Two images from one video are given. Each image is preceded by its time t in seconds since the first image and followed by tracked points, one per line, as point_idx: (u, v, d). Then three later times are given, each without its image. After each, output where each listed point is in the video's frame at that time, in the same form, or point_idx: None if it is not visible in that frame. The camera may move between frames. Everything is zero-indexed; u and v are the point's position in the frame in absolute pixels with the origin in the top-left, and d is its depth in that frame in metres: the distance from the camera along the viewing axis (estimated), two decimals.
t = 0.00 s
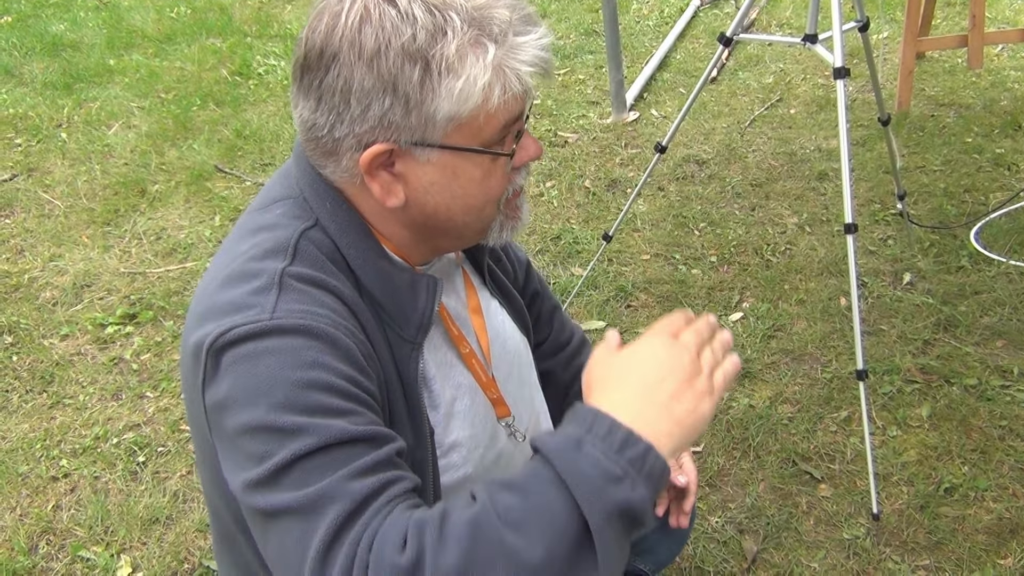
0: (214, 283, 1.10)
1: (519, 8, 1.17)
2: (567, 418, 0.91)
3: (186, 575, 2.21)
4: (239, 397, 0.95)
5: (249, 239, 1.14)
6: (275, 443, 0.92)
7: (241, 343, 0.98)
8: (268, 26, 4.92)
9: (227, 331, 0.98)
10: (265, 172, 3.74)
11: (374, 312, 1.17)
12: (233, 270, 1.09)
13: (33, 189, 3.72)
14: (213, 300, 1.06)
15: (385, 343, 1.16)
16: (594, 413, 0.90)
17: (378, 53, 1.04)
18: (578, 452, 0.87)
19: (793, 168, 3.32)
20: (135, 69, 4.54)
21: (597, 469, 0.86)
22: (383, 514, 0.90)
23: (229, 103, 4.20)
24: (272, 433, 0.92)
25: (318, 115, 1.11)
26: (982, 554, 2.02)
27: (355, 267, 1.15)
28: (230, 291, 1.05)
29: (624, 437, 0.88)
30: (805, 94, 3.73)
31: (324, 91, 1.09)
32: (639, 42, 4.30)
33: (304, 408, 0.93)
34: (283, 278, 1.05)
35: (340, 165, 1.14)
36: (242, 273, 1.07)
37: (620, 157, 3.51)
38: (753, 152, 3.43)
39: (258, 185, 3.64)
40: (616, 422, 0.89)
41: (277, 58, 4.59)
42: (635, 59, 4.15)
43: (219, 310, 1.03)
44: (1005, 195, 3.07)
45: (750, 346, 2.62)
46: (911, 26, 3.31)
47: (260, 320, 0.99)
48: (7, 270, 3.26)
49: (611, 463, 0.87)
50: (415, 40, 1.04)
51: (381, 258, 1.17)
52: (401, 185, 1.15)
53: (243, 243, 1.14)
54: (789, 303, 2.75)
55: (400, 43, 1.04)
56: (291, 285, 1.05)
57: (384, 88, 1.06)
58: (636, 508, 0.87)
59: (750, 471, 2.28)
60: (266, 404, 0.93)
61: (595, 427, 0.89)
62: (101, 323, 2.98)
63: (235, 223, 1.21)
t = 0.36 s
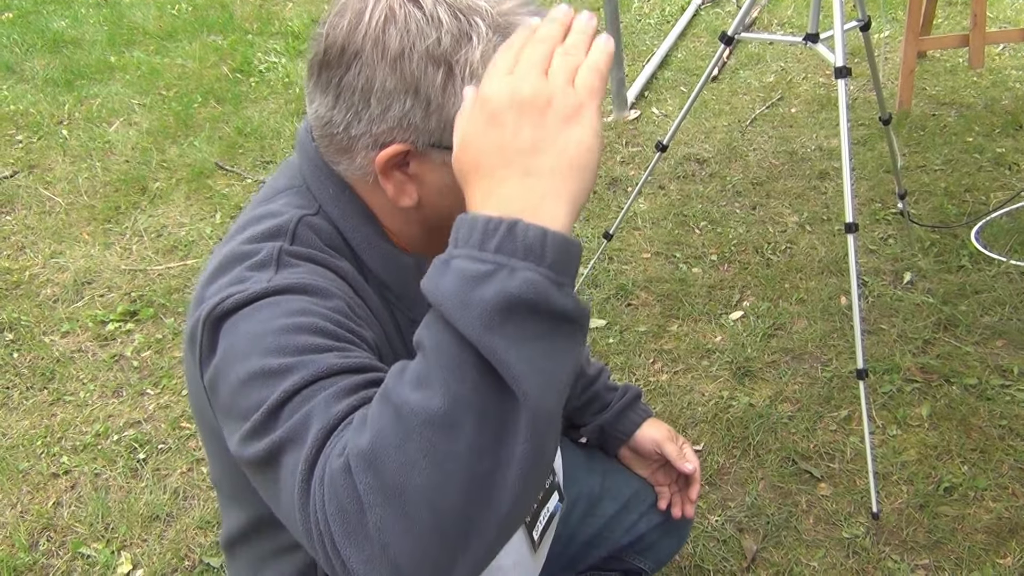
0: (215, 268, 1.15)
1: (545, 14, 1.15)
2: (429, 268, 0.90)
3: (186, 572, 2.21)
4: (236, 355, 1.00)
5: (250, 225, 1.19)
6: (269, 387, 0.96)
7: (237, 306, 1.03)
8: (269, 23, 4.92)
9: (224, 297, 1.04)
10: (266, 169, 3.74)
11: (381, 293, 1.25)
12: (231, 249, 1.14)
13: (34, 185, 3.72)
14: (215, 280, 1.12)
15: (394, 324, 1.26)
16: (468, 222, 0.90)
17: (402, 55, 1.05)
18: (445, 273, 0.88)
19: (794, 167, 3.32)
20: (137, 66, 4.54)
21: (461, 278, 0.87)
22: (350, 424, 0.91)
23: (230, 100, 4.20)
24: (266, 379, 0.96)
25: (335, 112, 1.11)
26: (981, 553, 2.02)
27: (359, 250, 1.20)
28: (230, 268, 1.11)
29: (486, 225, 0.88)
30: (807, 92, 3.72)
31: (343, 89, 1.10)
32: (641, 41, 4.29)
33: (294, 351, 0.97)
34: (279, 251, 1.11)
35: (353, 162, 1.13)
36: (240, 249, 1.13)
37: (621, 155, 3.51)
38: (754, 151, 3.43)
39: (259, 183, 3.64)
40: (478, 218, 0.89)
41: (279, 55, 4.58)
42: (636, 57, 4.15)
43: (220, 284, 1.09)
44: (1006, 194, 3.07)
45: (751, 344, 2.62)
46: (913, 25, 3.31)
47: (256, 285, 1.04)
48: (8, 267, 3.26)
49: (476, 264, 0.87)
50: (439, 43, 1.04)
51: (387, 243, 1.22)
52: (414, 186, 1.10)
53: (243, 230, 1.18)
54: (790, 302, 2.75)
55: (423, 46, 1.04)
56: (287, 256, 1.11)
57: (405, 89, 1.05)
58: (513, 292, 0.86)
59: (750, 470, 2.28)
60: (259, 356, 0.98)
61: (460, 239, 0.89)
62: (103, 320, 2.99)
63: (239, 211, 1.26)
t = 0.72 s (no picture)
0: (221, 277, 1.12)
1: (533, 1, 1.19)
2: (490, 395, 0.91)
3: (185, 571, 2.21)
4: (238, 386, 0.98)
5: (258, 232, 1.16)
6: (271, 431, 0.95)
7: (245, 334, 1.00)
8: (270, 21, 4.91)
9: (231, 320, 1.01)
10: (266, 167, 3.73)
11: (385, 312, 1.20)
12: (239, 261, 1.11)
13: (33, 183, 3.72)
14: (221, 291, 1.09)
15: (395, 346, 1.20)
16: (538, 367, 0.92)
17: (396, 51, 1.06)
18: (506, 412, 0.89)
19: (794, 166, 3.31)
20: (137, 63, 4.53)
21: (522, 424, 0.88)
22: (358, 502, 0.92)
23: (230, 98, 4.20)
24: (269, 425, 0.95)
25: (333, 113, 1.13)
26: (980, 554, 2.02)
27: (364, 267, 1.18)
28: (235, 284, 1.08)
29: (554, 382, 0.90)
30: (807, 91, 3.72)
31: (340, 89, 1.11)
32: (641, 39, 4.29)
33: (302, 400, 0.96)
34: (289, 271, 1.08)
35: (354, 164, 1.15)
36: (248, 263, 1.10)
37: (621, 154, 3.50)
38: (754, 150, 3.42)
39: (259, 181, 3.63)
40: (547, 370, 0.91)
41: (279, 53, 4.58)
42: (637, 56, 4.14)
43: (225, 300, 1.06)
44: (1006, 194, 3.07)
45: (750, 344, 2.62)
46: (914, 24, 3.30)
47: (263, 313, 1.01)
48: (7, 265, 3.26)
49: (538, 415, 0.88)
50: (432, 37, 1.06)
51: (392, 258, 1.19)
52: (416, 184, 1.15)
53: (253, 236, 1.16)
54: (789, 302, 2.75)
55: (417, 40, 1.05)
56: (297, 278, 1.07)
57: (401, 85, 1.07)
58: (569, 457, 0.88)
59: (749, 470, 2.28)
60: (265, 396, 0.96)
61: (526, 381, 0.91)
62: (102, 318, 2.98)
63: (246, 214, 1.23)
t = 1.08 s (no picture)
0: (216, 283, 1.12)
1: None
2: None
3: (184, 568, 2.21)
4: (227, 432, 1.03)
5: (259, 240, 1.15)
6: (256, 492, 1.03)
7: (238, 376, 1.03)
8: (269, 17, 4.90)
9: (226, 357, 1.03)
10: (266, 164, 3.72)
11: (383, 325, 1.17)
12: (237, 274, 1.11)
13: (33, 179, 3.71)
14: (217, 304, 1.09)
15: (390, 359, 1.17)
16: None
17: (399, 47, 1.05)
18: None
19: (795, 164, 3.31)
20: (136, 59, 4.52)
21: None
22: None
23: (230, 95, 4.19)
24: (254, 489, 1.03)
25: (335, 111, 1.11)
26: (980, 552, 2.02)
27: (364, 277, 1.15)
28: (230, 303, 1.08)
29: None
30: (807, 89, 3.71)
31: (342, 86, 1.09)
32: (642, 36, 4.28)
33: (290, 469, 1.03)
34: (287, 301, 1.08)
35: (356, 162, 1.14)
36: (245, 283, 1.09)
37: (622, 151, 3.50)
38: (754, 147, 3.42)
39: (258, 178, 3.63)
40: None
41: (278, 50, 4.57)
42: (637, 53, 4.13)
43: (220, 319, 1.07)
44: (1007, 191, 3.06)
45: (750, 342, 2.61)
46: (916, 21, 3.29)
47: (257, 354, 1.03)
48: (7, 262, 3.25)
49: None
50: (436, 33, 1.05)
51: (391, 266, 1.17)
52: (419, 182, 1.15)
53: (255, 242, 1.15)
54: (790, 300, 2.74)
55: (420, 37, 1.04)
56: (294, 310, 1.07)
57: (404, 82, 1.06)
58: None
59: (750, 468, 2.28)
60: (253, 456, 1.02)
61: None
62: (101, 315, 2.98)
63: (247, 220, 1.22)
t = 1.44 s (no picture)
0: (209, 274, 1.12)
1: None
2: None
3: (184, 564, 2.20)
4: (222, 423, 1.03)
5: (253, 230, 1.15)
6: (255, 480, 1.04)
7: (233, 368, 1.02)
8: (268, 14, 4.89)
9: (220, 351, 1.02)
10: (264, 161, 3.72)
11: (377, 315, 1.17)
12: (230, 265, 1.10)
13: (32, 176, 3.71)
14: (209, 295, 1.08)
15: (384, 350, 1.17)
16: None
17: (387, 34, 1.05)
18: None
19: (794, 159, 3.30)
20: (134, 56, 4.52)
21: None
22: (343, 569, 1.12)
23: (228, 91, 4.19)
24: (253, 477, 1.04)
25: (326, 101, 1.11)
26: (979, 546, 2.02)
27: (357, 268, 1.15)
28: (223, 294, 1.07)
29: None
30: (807, 84, 3.70)
31: (332, 76, 1.09)
32: (640, 32, 4.27)
33: (287, 460, 1.04)
34: (280, 292, 1.07)
35: (348, 152, 1.14)
36: (238, 274, 1.09)
37: (621, 147, 3.49)
38: (753, 143, 3.41)
39: (257, 174, 3.62)
40: None
41: (277, 46, 4.56)
42: (636, 49, 4.13)
43: (212, 310, 1.06)
44: (1006, 186, 3.06)
45: (749, 337, 2.61)
46: (914, 16, 3.29)
47: (252, 347, 1.02)
48: (6, 259, 3.25)
49: None
50: (422, 19, 1.05)
51: (385, 258, 1.17)
52: (411, 171, 1.15)
53: (249, 233, 1.15)
54: (789, 295, 2.74)
55: (407, 23, 1.04)
56: (287, 301, 1.07)
57: (393, 69, 1.06)
58: None
59: (749, 463, 2.28)
60: (251, 446, 1.03)
61: None
62: (100, 312, 2.98)
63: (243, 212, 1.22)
